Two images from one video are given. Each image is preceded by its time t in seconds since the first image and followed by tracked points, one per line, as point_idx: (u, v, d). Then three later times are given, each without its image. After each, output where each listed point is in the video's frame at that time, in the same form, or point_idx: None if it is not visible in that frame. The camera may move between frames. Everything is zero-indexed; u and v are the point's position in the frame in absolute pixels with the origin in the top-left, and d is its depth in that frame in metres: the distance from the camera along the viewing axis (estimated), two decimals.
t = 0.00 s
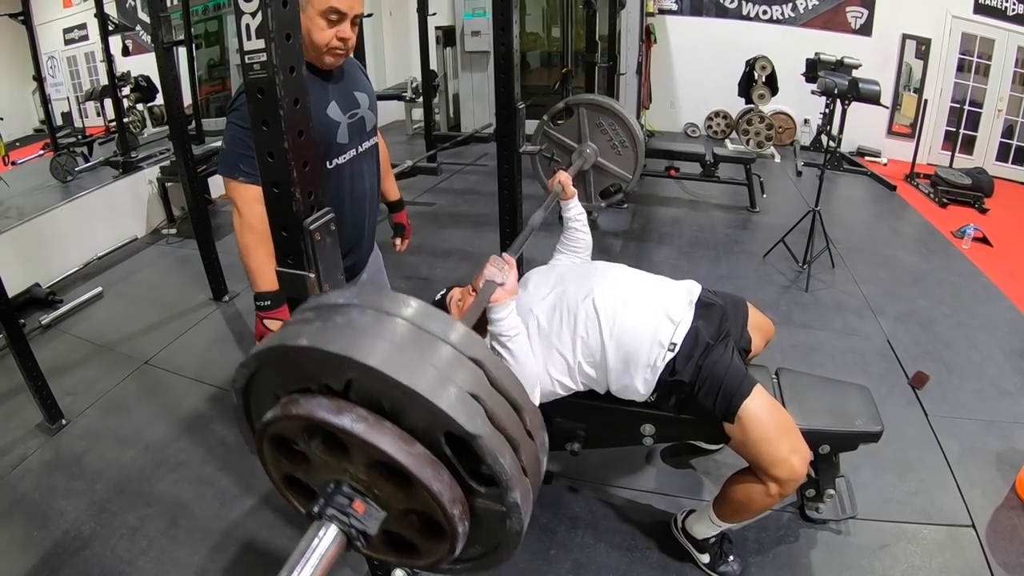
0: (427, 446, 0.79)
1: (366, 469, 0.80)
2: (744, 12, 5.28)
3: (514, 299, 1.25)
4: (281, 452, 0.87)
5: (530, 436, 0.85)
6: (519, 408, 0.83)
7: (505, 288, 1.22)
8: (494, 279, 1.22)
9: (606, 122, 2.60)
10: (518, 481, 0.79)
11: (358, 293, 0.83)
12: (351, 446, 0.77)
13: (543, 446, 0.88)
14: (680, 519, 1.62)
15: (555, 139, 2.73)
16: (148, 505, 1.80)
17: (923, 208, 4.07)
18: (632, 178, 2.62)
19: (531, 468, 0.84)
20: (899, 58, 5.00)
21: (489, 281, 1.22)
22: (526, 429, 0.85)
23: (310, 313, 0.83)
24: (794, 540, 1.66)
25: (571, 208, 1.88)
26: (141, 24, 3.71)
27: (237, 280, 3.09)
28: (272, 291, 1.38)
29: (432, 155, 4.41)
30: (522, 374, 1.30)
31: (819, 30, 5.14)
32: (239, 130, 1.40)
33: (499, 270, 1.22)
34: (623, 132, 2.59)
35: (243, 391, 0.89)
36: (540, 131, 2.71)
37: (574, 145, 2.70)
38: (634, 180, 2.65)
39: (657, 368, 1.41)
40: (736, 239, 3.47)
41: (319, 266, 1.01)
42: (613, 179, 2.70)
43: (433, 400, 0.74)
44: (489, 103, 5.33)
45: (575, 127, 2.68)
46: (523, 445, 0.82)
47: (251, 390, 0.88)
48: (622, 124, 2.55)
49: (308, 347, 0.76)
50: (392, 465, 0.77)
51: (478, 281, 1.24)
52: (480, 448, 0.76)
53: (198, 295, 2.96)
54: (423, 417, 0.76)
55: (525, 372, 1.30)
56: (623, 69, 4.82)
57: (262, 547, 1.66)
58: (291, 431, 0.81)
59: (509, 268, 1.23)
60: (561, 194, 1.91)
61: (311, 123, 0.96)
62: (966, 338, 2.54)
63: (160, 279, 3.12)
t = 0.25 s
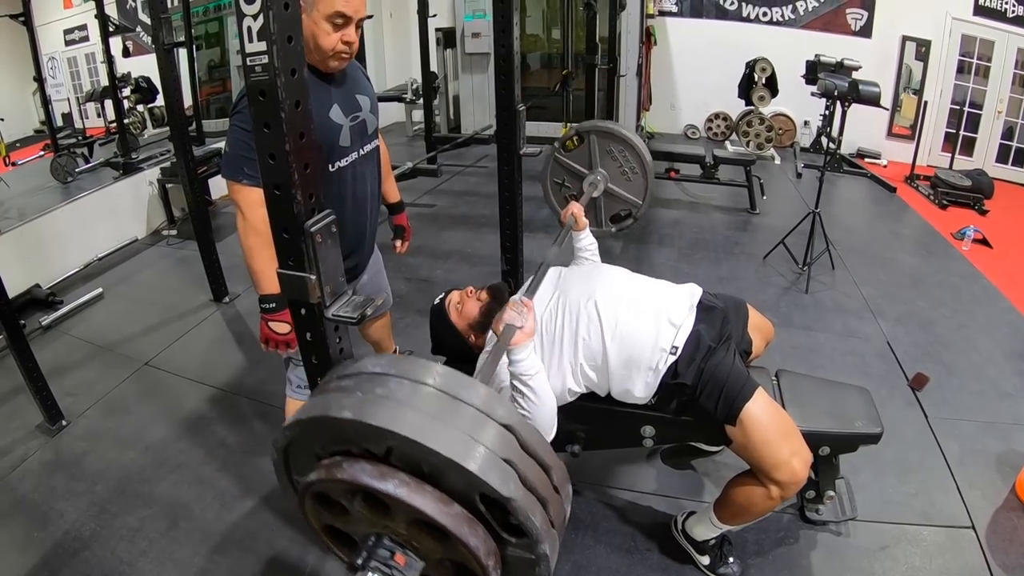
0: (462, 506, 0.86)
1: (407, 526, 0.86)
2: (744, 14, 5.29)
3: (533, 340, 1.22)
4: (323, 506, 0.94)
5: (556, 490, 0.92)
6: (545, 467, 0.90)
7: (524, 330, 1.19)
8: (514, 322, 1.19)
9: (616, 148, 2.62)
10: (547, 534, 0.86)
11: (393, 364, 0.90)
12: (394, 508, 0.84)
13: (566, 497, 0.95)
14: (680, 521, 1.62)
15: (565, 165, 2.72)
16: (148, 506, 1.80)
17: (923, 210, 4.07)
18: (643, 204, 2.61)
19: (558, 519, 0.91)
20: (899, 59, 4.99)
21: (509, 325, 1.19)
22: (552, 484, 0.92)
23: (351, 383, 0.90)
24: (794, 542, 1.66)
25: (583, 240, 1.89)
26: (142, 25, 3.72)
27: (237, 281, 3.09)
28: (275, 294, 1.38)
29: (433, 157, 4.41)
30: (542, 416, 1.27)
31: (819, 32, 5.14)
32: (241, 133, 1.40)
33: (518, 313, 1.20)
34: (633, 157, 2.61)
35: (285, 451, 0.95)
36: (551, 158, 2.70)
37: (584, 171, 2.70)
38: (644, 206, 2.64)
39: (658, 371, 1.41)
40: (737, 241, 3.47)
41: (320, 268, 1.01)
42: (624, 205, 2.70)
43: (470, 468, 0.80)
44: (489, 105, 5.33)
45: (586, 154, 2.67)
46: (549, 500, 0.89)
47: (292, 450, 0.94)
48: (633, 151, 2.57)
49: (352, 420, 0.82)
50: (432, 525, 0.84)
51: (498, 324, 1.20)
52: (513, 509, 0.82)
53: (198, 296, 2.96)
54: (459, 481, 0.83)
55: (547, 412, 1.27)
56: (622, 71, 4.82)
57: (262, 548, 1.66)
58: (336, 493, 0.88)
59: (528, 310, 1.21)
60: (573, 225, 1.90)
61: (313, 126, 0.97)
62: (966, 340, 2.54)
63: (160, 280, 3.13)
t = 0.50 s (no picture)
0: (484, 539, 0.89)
1: (432, 559, 0.90)
2: (744, 16, 5.29)
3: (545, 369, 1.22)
4: (349, 538, 0.98)
5: (573, 523, 0.95)
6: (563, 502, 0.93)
7: (536, 360, 1.18)
8: (527, 352, 1.18)
9: (623, 170, 2.63)
10: (563, 565, 0.90)
11: (415, 408, 0.93)
12: (420, 544, 0.88)
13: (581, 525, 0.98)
14: (679, 522, 1.62)
15: (573, 187, 2.72)
16: (148, 507, 1.80)
17: (923, 212, 4.07)
18: (650, 225, 2.63)
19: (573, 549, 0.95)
20: (899, 61, 4.99)
21: (522, 355, 1.18)
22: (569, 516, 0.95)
23: (376, 427, 0.92)
24: (795, 543, 1.66)
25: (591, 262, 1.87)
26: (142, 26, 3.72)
27: (238, 283, 3.10)
28: (276, 296, 1.38)
29: (433, 159, 4.41)
30: (551, 436, 1.28)
31: (819, 34, 5.15)
32: (242, 135, 1.40)
33: (531, 343, 1.19)
34: (640, 180, 2.62)
35: (313, 486, 0.98)
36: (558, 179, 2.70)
37: (592, 193, 2.70)
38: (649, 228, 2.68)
39: (660, 374, 1.42)
40: (737, 243, 3.47)
41: (321, 271, 1.01)
42: (630, 226, 2.71)
43: (493, 509, 0.84)
44: (489, 106, 5.33)
45: (593, 175, 2.68)
46: (567, 533, 0.93)
47: (320, 485, 0.98)
48: (640, 173, 2.58)
49: (381, 465, 0.86)
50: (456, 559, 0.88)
51: (511, 353, 1.19)
52: (532, 545, 0.86)
53: (199, 298, 2.96)
54: (481, 519, 0.86)
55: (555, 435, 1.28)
56: (622, 73, 4.82)
57: (262, 549, 1.66)
58: (365, 529, 0.91)
59: (540, 339, 1.20)
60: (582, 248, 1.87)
61: (314, 128, 0.97)
62: (966, 341, 2.55)
63: (161, 281, 3.13)
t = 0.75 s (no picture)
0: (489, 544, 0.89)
1: (438, 562, 0.89)
2: (744, 17, 5.29)
3: (548, 374, 1.23)
4: (353, 542, 0.96)
5: (577, 528, 0.95)
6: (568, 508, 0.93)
7: (540, 365, 1.20)
8: (530, 356, 1.20)
9: (625, 175, 2.61)
10: (567, 569, 0.91)
11: (423, 412, 0.93)
12: (426, 547, 0.87)
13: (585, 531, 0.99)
14: (679, 523, 1.63)
15: (575, 191, 2.71)
16: (148, 508, 1.80)
17: (923, 213, 4.07)
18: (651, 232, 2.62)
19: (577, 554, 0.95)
20: (899, 62, 4.98)
21: (526, 360, 1.19)
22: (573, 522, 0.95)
23: (384, 433, 0.91)
24: (795, 544, 1.66)
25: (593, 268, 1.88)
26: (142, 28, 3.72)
27: (238, 284, 3.10)
28: (274, 297, 1.38)
29: (433, 160, 4.41)
30: (555, 441, 1.30)
31: (819, 35, 5.15)
32: (240, 137, 1.40)
33: (535, 348, 1.21)
34: (642, 185, 2.60)
35: (318, 490, 0.97)
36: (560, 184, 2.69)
37: (594, 198, 2.69)
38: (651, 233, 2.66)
39: (661, 376, 1.42)
40: (736, 244, 3.48)
41: (321, 272, 1.02)
42: (631, 231, 2.70)
43: (500, 513, 0.84)
44: (489, 108, 5.33)
45: (595, 180, 2.66)
46: (571, 538, 0.93)
47: (325, 488, 0.96)
48: (642, 179, 2.56)
49: (389, 469, 0.85)
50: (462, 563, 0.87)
51: (514, 358, 1.21)
52: (537, 549, 0.86)
53: (199, 299, 2.96)
54: (488, 523, 0.86)
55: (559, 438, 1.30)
56: (622, 74, 4.82)
57: (262, 550, 1.66)
58: (370, 531, 0.90)
59: (543, 345, 1.22)
60: (584, 253, 1.87)
61: (314, 130, 0.97)
62: (966, 342, 2.55)
63: (161, 282, 3.13)
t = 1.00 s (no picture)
0: (473, 517, 0.90)
1: (420, 537, 0.91)
2: (744, 18, 5.29)
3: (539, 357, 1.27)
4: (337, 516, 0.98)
5: (563, 503, 0.96)
6: (554, 480, 0.94)
7: (531, 347, 1.25)
8: (522, 338, 1.24)
9: (620, 166, 2.64)
10: (553, 544, 0.91)
11: (407, 380, 0.93)
12: (408, 520, 0.88)
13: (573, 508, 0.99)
14: (680, 524, 1.63)
15: (570, 182, 2.76)
16: (148, 508, 1.80)
17: (923, 214, 4.07)
18: (645, 222, 2.64)
19: (565, 529, 0.96)
20: (899, 64, 4.98)
21: (516, 342, 1.24)
22: (560, 497, 0.96)
23: (366, 401, 0.93)
24: (795, 545, 1.66)
25: (588, 256, 1.88)
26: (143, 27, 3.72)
27: (238, 284, 3.10)
28: (274, 296, 1.38)
29: (433, 160, 4.41)
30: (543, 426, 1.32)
31: (819, 36, 5.15)
32: (241, 136, 1.40)
33: (525, 330, 1.25)
34: (637, 176, 2.64)
35: (300, 463, 0.99)
36: (555, 174, 2.74)
37: (589, 188, 2.72)
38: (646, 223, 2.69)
39: (658, 376, 1.42)
40: (736, 245, 3.47)
41: (321, 272, 1.02)
42: (626, 222, 2.72)
43: (483, 482, 0.84)
44: (490, 108, 5.33)
45: (590, 171, 2.70)
46: (558, 513, 0.93)
47: (307, 462, 0.98)
48: (636, 169, 2.59)
49: (369, 435, 0.86)
50: (444, 535, 0.89)
51: (506, 340, 1.26)
52: (522, 521, 0.87)
53: (199, 299, 2.96)
54: (472, 494, 0.87)
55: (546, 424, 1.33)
56: (623, 75, 4.81)
57: (262, 550, 1.67)
58: (352, 503, 0.92)
59: (534, 327, 1.26)
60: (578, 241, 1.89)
61: (314, 129, 0.97)
62: (966, 343, 2.55)
63: (161, 282, 3.13)
